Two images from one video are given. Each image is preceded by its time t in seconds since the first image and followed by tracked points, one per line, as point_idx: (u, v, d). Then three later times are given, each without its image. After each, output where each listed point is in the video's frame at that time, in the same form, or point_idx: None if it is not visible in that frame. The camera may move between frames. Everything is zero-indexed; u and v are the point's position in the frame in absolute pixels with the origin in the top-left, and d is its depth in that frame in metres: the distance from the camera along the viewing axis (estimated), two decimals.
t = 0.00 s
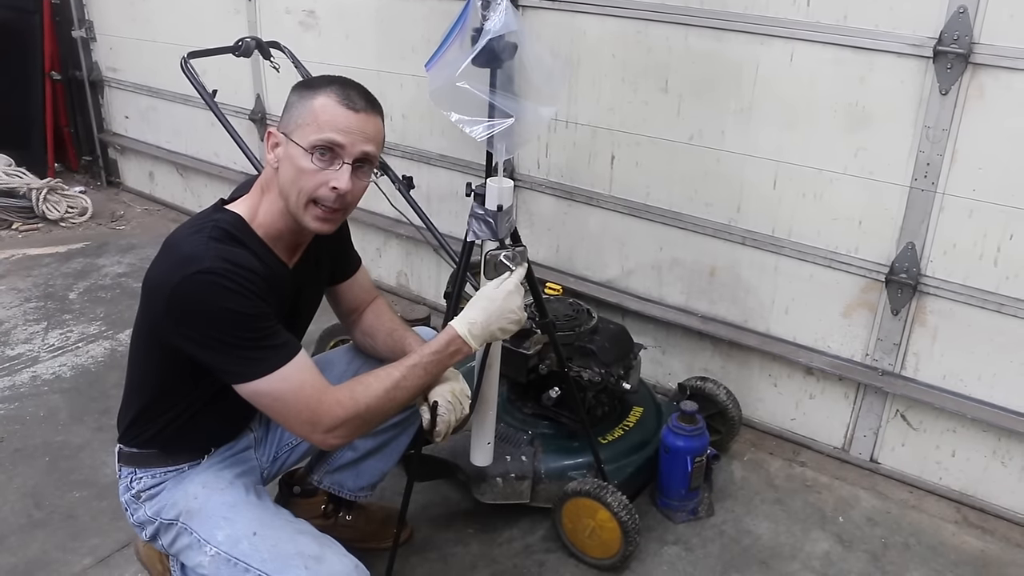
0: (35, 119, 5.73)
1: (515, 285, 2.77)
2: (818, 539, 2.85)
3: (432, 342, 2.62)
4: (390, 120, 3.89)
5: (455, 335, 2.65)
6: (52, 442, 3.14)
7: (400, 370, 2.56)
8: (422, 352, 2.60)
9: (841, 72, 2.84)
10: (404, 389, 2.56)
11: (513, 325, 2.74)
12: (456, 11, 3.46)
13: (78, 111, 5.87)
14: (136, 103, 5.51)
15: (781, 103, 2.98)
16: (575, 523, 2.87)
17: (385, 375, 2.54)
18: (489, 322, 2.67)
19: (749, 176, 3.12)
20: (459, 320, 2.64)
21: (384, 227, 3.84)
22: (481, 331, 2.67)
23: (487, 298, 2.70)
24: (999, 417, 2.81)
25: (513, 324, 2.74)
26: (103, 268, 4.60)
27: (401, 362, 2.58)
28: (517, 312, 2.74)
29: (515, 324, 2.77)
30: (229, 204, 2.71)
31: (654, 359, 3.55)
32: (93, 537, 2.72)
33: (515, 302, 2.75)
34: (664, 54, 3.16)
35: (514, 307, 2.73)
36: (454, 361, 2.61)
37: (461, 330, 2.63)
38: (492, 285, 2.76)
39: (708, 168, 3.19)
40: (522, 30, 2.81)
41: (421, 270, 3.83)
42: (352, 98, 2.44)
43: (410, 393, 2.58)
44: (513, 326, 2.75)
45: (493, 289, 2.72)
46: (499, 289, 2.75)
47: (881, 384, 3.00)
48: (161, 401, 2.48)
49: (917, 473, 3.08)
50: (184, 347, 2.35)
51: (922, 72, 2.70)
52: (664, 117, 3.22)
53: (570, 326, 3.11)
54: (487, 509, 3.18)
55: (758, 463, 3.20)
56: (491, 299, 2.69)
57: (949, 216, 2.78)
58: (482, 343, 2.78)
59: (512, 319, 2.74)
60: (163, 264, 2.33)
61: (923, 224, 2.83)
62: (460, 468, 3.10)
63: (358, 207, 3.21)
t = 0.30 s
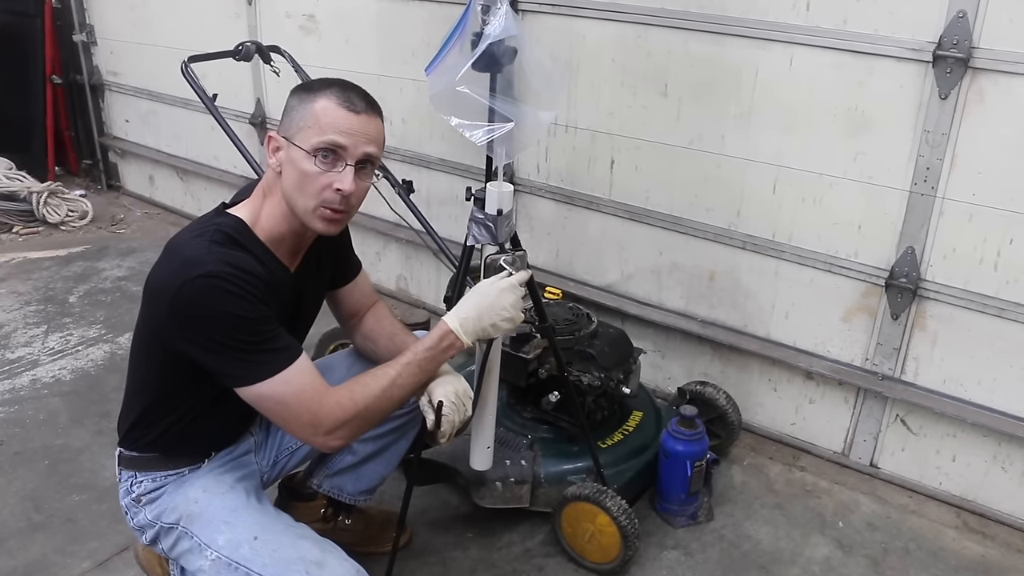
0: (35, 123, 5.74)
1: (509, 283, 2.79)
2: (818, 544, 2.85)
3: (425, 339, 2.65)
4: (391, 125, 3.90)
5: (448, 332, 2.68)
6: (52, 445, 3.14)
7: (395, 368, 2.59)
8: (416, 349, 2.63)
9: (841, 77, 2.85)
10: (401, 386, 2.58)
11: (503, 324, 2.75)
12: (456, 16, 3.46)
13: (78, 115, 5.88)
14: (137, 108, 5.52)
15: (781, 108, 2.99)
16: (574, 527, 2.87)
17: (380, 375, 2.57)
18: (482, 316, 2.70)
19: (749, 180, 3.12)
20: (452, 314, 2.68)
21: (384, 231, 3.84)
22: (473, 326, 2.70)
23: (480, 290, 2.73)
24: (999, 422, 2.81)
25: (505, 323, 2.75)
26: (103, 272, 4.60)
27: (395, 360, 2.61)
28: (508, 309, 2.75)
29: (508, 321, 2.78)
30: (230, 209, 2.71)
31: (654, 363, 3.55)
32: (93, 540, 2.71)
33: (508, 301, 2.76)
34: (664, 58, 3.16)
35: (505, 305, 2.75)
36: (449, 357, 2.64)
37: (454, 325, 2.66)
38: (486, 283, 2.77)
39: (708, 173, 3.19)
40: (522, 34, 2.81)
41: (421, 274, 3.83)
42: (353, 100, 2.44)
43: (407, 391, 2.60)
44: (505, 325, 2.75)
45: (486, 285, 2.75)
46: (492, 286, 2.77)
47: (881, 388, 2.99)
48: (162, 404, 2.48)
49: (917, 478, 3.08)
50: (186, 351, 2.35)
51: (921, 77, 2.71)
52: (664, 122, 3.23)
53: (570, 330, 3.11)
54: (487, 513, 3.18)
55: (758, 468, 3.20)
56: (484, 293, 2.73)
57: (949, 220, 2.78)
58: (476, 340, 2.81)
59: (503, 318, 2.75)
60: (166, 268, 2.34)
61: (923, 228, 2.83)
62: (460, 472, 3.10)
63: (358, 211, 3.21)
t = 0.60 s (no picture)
0: (35, 125, 5.74)
1: (509, 284, 2.80)
2: (819, 545, 2.85)
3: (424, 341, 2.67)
4: (391, 126, 3.90)
5: (446, 333, 2.70)
6: (53, 448, 3.14)
7: (396, 369, 2.60)
8: (414, 351, 2.64)
9: (841, 78, 2.85)
10: (401, 388, 2.59)
11: (501, 326, 2.75)
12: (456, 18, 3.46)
13: (79, 117, 5.89)
14: (137, 110, 5.52)
15: (781, 109, 2.99)
16: (575, 528, 2.87)
17: (381, 377, 2.58)
18: (482, 316, 2.72)
19: (749, 181, 3.12)
20: (452, 314, 2.70)
21: (384, 233, 3.85)
22: (471, 327, 2.71)
23: (479, 291, 2.74)
24: (1000, 422, 2.81)
25: (503, 324, 2.76)
26: (104, 274, 4.60)
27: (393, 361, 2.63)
28: (506, 310, 2.76)
29: (506, 323, 2.78)
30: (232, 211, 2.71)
31: (655, 364, 3.54)
32: (93, 543, 2.72)
33: (507, 303, 2.76)
34: (664, 59, 3.16)
35: (504, 306, 2.75)
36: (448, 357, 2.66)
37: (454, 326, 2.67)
38: (485, 283, 2.79)
39: (709, 173, 3.19)
40: (523, 36, 2.82)
41: (421, 276, 3.83)
42: (356, 103, 2.44)
43: (407, 392, 2.61)
44: (504, 327, 2.76)
45: (485, 286, 2.77)
46: (492, 288, 2.77)
47: (882, 389, 2.99)
48: (164, 407, 2.49)
49: (918, 479, 3.08)
50: (189, 354, 2.36)
51: (922, 77, 2.71)
52: (664, 123, 3.23)
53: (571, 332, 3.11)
54: (488, 515, 3.18)
55: (759, 469, 3.20)
56: (483, 293, 2.75)
57: (949, 221, 2.78)
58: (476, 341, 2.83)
59: (501, 319, 2.75)
60: (169, 271, 2.34)
61: (924, 229, 2.83)
62: (461, 474, 3.10)
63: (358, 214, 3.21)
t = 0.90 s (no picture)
0: (35, 129, 5.74)
1: (510, 285, 2.80)
2: (820, 544, 2.85)
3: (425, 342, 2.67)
4: (391, 128, 3.90)
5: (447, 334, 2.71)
6: (54, 451, 3.14)
7: (396, 370, 2.60)
8: (415, 352, 2.65)
9: (841, 78, 2.85)
10: (402, 389, 2.60)
11: (502, 326, 2.75)
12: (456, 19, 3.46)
13: (79, 120, 5.89)
14: (137, 112, 5.52)
15: (781, 108, 2.99)
16: (576, 529, 2.87)
17: (382, 378, 2.58)
18: (483, 317, 2.73)
19: (749, 181, 3.12)
20: (454, 314, 2.71)
21: (384, 234, 3.85)
22: (472, 327, 2.72)
23: (480, 292, 2.75)
24: (1000, 421, 2.81)
25: (504, 325, 2.76)
26: (105, 277, 4.60)
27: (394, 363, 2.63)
28: (507, 311, 2.76)
29: (507, 324, 2.79)
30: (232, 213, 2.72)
31: (655, 364, 3.54)
32: (95, 546, 2.72)
33: (508, 304, 2.76)
34: (664, 60, 3.16)
35: (505, 307, 2.76)
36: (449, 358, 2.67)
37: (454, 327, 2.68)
38: (486, 283, 2.80)
39: (708, 174, 3.19)
40: (522, 37, 2.82)
41: (422, 277, 3.83)
42: (353, 103, 2.45)
43: (408, 393, 2.62)
44: (504, 328, 2.76)
45: (487, 286, 2.77)
46: (493, 289, 2.78)
47: (882, 388, 2.99)
48: (165, 408, 2.49)
49: (918, 478, 3.08)
50: (189, 356, 2.36)
51: (922, 77, 2.71)
52: (664, 123, 3.23)
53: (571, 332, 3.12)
54: (489, 516, 3.18)
55: (759, 468, 3.20)
56: (484, 294, 2.76)
57: (949, 220, 2.78)
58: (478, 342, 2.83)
59: (502, 320, 2.76)
60: (168, 273, 2.34)
61: (924, 229, 2.83)
62: (461, 475, 3.11)
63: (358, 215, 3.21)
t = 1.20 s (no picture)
0: (35, 128, 5.74)
1: (511, 284, 2.81)
2: (820, 544, 2.85)
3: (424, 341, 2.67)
4: (391, 127, 3.90)
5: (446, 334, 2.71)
6: (54, 451, 3.14)
7: (396, 369, 2.60)
8: (414, 352, 2.65)
9: (841, 77, 2.85)
10: (402, 388, 2.60)
11: (503, 326, 2.76)
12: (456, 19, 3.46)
13: (79, 120, 5.89)
14: (137, 112, 5.52)
15: (781, 108, 2.99)
16: (577, 529, 2.87)
17: (381, 376, 2.58)
18: (483, 317, 2.74)
19: (749, 181, 3.12)
20: (455, 313, 2.72)
21: (384, 234, 3.85)
22: (472, 327, 2.73)
23: (480, 292, 2.76)
24: (1001, 420, 2.81)
25: (505, 325, 2.77)
26: (105, 277, 4.60)
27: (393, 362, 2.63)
28: (508, 311, 2.77)
29: (507, 324, 2.79)
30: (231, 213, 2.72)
31: (655, 364, 3.53)
32: (95, 546, 2.72)
33: (509, 303, 2.77)
34: (664, 60, 3.16)
35: (506, 307, 2.76)
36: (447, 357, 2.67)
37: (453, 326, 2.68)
38: (486, 283, 2.80)
39: (708, 174, 3.19)
40: (522, 37, 2.82)
41: (422, 277, 3.83)
42: (351, 101, 2.46)
43: (408, 392, 2.62)
44: (505, 328, 2.77)
45: (487, 286, 2.78)
46: (493, 289, 2.79)
47: (882, 388, 2.99)
48: (165, 407, 2.49)
49: (918, 477, 3.08)
50: (188, 355, 2.36)
51: (921, 76, 2.71)
52: (664, 123, 3.22)
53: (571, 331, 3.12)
54: (489, 515, 3.18)
55: (759, 468, 3.20)
56: (484, 293, 2.76)
57: (949, 219, 2.78)
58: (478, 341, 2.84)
59: (503, 320, 2.77)
60: (167, 272, 2.34)
61: (923, 228, 2.83)
62: (461, 475, 3.11)
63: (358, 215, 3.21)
